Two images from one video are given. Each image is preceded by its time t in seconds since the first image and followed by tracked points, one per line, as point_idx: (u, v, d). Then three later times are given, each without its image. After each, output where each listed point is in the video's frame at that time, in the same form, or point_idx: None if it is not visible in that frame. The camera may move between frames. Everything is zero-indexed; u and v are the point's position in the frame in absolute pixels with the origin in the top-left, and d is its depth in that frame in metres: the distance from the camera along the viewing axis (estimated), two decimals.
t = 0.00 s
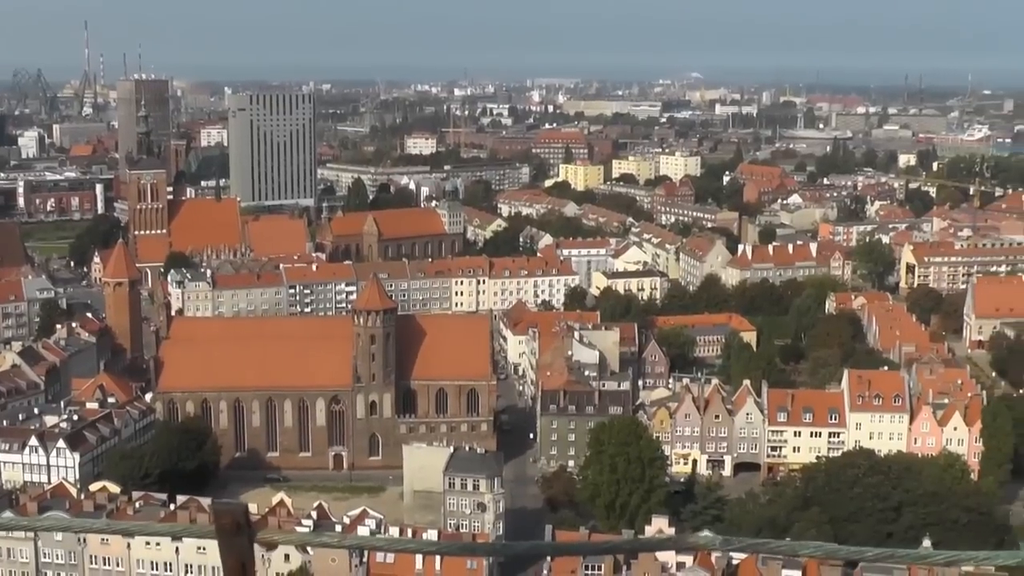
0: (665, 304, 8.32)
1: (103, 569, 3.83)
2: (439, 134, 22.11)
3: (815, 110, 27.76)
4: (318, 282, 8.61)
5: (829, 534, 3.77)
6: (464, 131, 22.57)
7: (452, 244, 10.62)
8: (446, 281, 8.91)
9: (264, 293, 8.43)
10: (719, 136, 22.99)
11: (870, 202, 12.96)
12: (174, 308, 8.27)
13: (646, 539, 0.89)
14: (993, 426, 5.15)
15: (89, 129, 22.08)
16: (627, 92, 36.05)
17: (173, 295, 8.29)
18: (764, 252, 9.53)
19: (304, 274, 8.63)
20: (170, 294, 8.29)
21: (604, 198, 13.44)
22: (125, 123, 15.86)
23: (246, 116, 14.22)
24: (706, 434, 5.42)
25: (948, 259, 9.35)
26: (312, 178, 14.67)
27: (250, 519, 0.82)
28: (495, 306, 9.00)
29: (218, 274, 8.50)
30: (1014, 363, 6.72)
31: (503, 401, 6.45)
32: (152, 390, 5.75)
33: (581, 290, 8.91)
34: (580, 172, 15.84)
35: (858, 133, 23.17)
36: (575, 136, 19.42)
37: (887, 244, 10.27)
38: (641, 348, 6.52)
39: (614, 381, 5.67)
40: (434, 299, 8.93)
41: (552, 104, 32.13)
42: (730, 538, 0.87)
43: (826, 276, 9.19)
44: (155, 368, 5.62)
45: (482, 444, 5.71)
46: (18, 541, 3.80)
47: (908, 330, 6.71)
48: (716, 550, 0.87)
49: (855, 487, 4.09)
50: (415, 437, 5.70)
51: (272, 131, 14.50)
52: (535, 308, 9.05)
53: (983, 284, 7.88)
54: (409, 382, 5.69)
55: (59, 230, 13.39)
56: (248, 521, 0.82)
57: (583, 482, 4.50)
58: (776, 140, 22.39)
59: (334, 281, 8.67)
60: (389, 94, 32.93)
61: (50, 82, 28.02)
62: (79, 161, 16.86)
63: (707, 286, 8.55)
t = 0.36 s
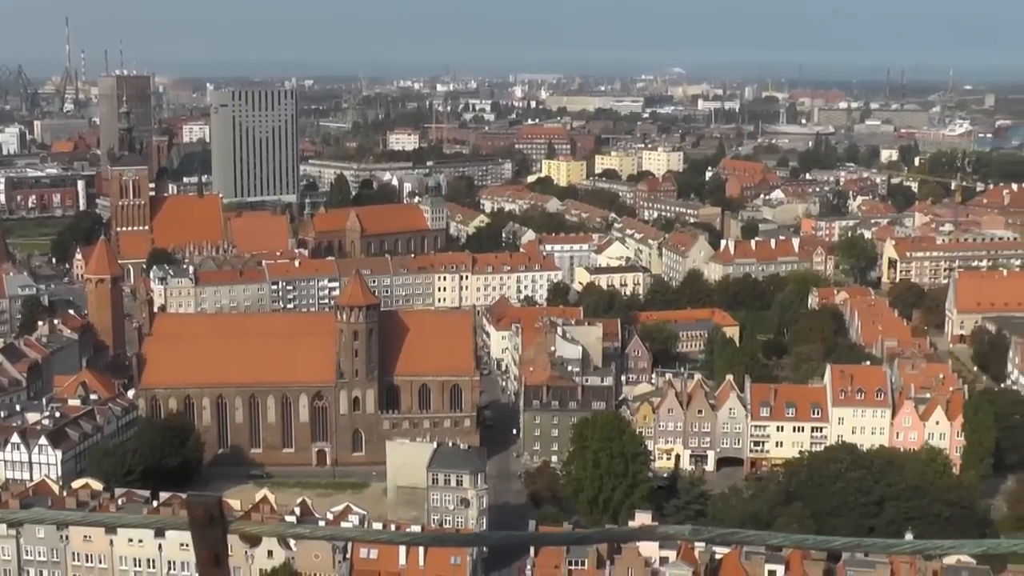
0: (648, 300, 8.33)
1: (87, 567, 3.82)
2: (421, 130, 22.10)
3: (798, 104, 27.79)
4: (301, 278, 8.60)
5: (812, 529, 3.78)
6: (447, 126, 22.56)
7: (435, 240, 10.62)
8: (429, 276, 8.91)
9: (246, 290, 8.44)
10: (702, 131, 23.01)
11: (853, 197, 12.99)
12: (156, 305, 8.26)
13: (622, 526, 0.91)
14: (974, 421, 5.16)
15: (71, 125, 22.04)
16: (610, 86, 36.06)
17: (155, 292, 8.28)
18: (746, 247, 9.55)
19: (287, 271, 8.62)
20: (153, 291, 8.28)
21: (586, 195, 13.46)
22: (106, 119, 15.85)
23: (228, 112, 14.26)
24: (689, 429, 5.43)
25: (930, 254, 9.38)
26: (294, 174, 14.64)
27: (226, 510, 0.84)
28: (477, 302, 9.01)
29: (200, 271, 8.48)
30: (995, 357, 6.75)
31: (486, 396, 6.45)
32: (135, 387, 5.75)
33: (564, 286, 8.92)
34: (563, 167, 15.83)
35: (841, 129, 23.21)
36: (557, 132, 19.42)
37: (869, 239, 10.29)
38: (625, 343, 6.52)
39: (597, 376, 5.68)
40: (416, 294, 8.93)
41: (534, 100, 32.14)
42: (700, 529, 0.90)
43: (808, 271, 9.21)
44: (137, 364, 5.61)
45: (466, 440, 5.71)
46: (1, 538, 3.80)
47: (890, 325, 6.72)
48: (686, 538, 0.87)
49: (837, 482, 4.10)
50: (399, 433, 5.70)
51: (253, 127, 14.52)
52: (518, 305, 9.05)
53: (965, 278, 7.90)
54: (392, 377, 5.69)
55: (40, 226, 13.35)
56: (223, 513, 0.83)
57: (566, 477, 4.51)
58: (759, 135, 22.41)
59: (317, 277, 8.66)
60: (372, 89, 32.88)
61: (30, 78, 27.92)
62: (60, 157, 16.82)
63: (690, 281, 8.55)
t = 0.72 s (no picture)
0: (631, 297, 8.33)
1: (70, 567, 3.82)
2: (404, 127, 22.08)
3: (780, 101, 27.86)
4: (284, 276, 8.59)
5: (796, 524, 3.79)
6: (429, 124, 22.53)
7: (417, 239, 10.62)
8: (412, 274, 8.91)
9: (229, 288, 8.43)
10: (684, 128, 23.07)
11: (834, 193, 13.03)
12: (139, 304, 8.25)
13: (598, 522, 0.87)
14: (956, 415, 5.17)
15: (52, 125, 21.95)
16: (591, 84, 36.11)
17: (138, 291, 8.26)
18: (728, 243, 9.57)
19: (271, 269, 8.60)
20: (135, 290, 8.26)
21: (568, 192, 13.47)
22: (88, 118, 15.82)
23: (209, 111, 14.26)
24: (673, 426, 5.43)
25: (912, 250, 9.40)
26: (277, 173, 14.62)
27: (204, 506, 0.83)
28: (460, 300, 9.01)
29: (183, 270, 8.47)
30: (977, 352, 6.77)
31: (469, 394, 6.45)
32: (117, 387, 5.74)
33: (547, 284, 8.93)
34: (546, 164, 15.84)
35: (823, 125, 23.28)
36: (540, 129, 19.42)
37: (851, 234, 10.31)
38: (608, 340, 6.53)
39: (580, 373, 5.68)
40: (399, 292, 8.92)
41: (516, 98, 32.15)
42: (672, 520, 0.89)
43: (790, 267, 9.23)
44: (120, 364, 5.60)
45: (449, 438, 5.70)
46: None
47: (872, 321, 6.74)
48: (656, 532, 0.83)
49: (820, 477, 4.10)
50: (382, 431, 5.70)
51: (236, 126, 14.51)
52: (501, 302, 9.04)
53: (947, 273, 7.92)
54: (375, 375, 5.69)
55: (22, 226, 13.29)
56: (202, 508, 0.83)
57: (550, 474, 4.51)
58: (740, 132, 22.46)
59: (299, 275, 8.65)
60: (354, 87, 32.83)
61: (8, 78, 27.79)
62: (42, 157, 16.75)
63: (673, 278, 8.56)
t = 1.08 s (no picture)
0: (615, 296, 8.34)
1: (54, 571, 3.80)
2: (388, 128, 22.07)
3: (763, 100, 28.03)
4: (269, 278, 8.59)
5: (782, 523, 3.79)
6: (413, 124, 22.51)
7: (402, 239, 10.62)
8: (397, 275, 8.91)
9: (214, 290, 8.42)
10: (668, 127, 23.11)
11: (817, 192, 13.07)
12: (123, 307, 8.23)
13: (579, 519, 0.88)
14: (942, 413, 5.18)
15: (35, 127, 21.90)
16: (575, 83, 36.17)
17: (122, 293, 8.24)
18: (713, 242, 9.59)
19: (255, 270, 8.60)
20: (119, 292, 8.24)
21: (552, 192, 13.48)
22: (72, 120, 15.79)
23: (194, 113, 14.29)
24: (659, 425, 5.43)
25: (896, 248, 9.43)
26: (261, 175, 14.61)
27: (184, 508, 0.82)
28: (445, 300, 9.01)
29: (167, 272, 8.46)
30: (960, 349, 6.79)
31: (455, 394, 6.46)
32: (102, 389, 5.72)
33: (531, 283, 8.93)
34: (530, 164, 15.85)
35: (806, 124, 23.36)
36: (523, 129, 19.44)
37: (835, 233, 10.34)
38: (593, 340, 6.54)
39: (565, 373, 5.68)
40: (384, 293, 8.92)
41: (500, 98, 32.17)
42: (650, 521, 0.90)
43: (774, 265, 9.25)
44: (104, 366, 5.58)
45: (435, 439, 5.70)
46: None
47: (857, 319, 6.75)
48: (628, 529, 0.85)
49: (806, 475, 4.11)
50: (368, 432, 5.70)
51: (220, 128, 14.52)
52: (486, 302, 9.04)
53: (931, 272, 7.95)
54: (360, 376, 5.69)
55: (5, 228, 13.26)
56: (181, 511, 0.82)
57: (536, 474, 4.51)
58: (724, 131, 22.51)
59: (283, 277, 8.63)
60: (337, 86, 32.75)
61: None
62: (25, 159, 16.70)
63: (657, 276, 8.58)
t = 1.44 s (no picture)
0: (599, 300, 8.35)
1: None
2: (372, 132, 22.05)
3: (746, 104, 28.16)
4: (252, 283, 8.57)
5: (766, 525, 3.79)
6: (396, 128, 22.51)
7: (385, 243, 10.61)
8: (381, 279, 8.90)
9: (197, 295, 8.40)
10: (651, 131, 23.15)
11: (800, 196, 13.12)
12: (106, 311, 8.20)
13: (550, 521, 0.89)
14: (925, 415, 5.20)
15: (17, 132, 21.82)
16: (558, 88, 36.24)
17: (104, 299, 8.21)
18: (696, 246, 9.61)
19: (238, 275, 8.58)
20: (102, 297, 8.21)
21: (536, 196, 13.49)
22: (54, 125, 15.73)
23: (177, 117, 14.30)
24: (643, 428, 5.44)
25: (878, 250, 9.46)
26: (245, 179, 14.58)
27: (155, 513, 0.82)
28: (429, 305, 9.00)
29: (150, 277, 8.44)
30: (943, 352, 6.81)
31: (439, 399, 6.46)
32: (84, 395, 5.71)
33: (515, 287, 8.93)
34: (514, 168, 15.85)
35: (789, 128, 23.46)
36: (507, 133, 19.46)
37: (818, 236, 10.36)
38: (578, 344, 6.54)
39: (549, 377, 5.68)
40: (368, 297, 8.92)
41: (484, 102, 32.20)
42: (620, 523, 0.89)
43: (757, 268, 9.28)
44: (87, 372, 5.56)
45: (419, 443, 5.70)
46: None
47: (840, 322, 6.76)
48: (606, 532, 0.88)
49: (790, 478, 4.11)
50: (352, 437, 5.69)
51: (203, 132, 14.49)
52: (470, 306, 9.04)
53: (913, 274, 7.98)
54: (345, 381, 5.68)
55: None
56: (152, 515, 0.82)
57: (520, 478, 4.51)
58: (707, 135, 22.57)
59: (267, 281, 8.62)
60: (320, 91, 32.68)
61: None
62: (7, 163, 16.63)
63: (641, 280, 8.59)
